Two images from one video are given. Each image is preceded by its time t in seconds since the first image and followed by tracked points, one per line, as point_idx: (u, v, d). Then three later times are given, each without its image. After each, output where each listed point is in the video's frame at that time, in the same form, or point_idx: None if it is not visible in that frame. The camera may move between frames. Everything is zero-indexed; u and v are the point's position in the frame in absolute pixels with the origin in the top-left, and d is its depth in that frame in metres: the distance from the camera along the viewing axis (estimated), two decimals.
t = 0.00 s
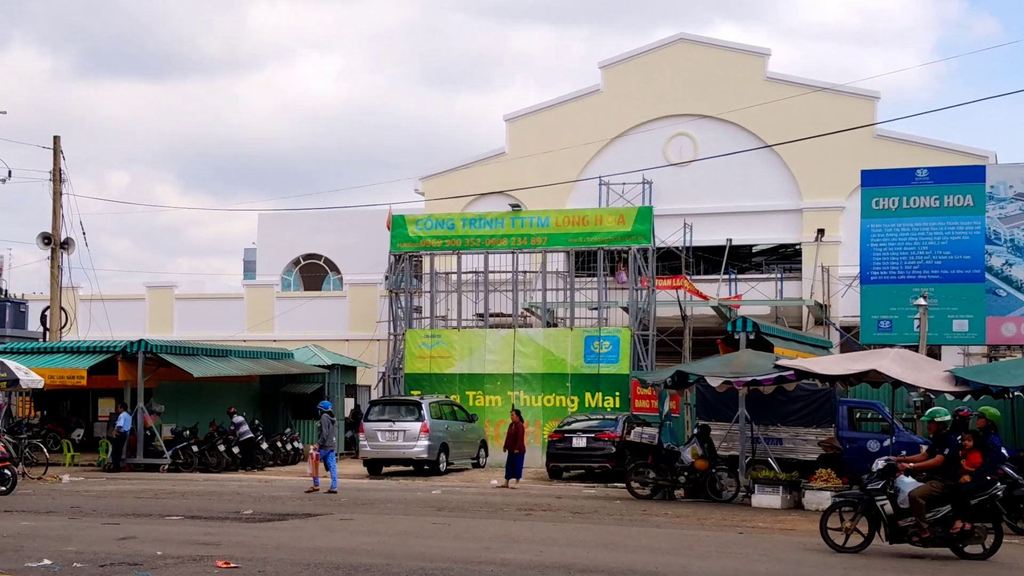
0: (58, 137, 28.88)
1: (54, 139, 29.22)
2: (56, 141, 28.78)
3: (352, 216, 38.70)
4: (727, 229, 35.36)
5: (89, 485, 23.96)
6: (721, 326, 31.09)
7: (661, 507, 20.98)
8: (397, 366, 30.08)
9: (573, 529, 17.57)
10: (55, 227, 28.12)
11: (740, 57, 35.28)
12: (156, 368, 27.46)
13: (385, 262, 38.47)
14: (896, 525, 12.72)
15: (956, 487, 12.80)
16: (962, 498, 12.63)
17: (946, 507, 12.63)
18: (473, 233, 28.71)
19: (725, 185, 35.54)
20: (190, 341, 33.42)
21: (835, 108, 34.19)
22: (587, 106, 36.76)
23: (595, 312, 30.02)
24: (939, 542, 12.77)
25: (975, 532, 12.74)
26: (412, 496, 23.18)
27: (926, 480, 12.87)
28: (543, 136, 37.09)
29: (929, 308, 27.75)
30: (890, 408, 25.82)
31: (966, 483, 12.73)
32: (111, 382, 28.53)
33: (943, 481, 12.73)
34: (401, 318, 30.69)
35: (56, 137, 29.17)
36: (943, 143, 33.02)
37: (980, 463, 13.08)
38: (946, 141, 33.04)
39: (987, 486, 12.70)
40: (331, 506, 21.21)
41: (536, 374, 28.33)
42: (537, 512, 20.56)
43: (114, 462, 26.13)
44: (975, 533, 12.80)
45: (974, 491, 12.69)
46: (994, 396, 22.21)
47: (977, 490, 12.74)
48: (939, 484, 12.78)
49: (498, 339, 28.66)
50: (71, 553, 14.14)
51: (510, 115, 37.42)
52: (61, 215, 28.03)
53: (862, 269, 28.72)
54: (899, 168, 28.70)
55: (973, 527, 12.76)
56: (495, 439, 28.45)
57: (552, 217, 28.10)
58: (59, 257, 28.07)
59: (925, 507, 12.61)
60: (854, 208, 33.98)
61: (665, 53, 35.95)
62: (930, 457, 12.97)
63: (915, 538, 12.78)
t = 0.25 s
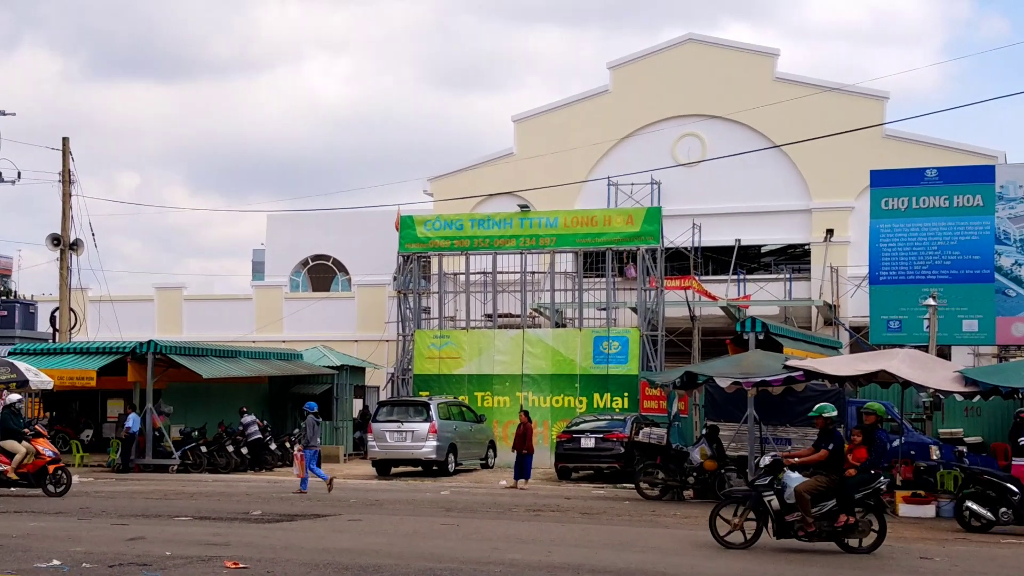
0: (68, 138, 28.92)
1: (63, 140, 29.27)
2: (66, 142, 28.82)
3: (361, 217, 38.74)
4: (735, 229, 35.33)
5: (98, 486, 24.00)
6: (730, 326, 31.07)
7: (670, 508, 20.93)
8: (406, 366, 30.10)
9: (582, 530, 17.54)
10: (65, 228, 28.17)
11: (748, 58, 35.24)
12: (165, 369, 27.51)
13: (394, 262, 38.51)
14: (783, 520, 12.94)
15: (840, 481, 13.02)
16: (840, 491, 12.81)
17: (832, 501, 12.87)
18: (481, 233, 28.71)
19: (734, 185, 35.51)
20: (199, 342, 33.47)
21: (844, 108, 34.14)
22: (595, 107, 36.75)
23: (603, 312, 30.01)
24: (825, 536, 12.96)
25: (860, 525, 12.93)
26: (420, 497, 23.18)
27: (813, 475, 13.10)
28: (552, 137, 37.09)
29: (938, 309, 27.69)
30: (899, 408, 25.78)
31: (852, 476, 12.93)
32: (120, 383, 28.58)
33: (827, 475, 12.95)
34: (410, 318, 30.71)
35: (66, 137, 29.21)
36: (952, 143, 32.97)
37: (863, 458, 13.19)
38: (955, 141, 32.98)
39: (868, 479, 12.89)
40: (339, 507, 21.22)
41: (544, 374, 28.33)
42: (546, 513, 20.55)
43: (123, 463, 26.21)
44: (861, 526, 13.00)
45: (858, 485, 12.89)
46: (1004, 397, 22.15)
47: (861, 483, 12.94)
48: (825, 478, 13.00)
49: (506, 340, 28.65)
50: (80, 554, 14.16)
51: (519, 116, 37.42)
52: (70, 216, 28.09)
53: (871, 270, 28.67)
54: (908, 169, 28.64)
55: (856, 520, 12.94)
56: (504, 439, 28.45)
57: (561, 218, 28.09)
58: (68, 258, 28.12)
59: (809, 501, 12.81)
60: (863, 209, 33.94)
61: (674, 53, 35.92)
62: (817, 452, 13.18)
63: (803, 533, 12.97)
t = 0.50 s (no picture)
0: (77, 139, 28.98)
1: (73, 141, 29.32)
2: (75, 143, 28.87)
3: (369, 218, 38.77)
4: (744, 230, 35.31)
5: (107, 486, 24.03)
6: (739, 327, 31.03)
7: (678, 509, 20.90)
8: (415, 367, 30.11)
9: (591, 530, 17.52)
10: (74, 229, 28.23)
11: (757, 58, 35.22)
12: (174, 369, 27.56)
13: (402, 263, 38.53)
14: (669, 518, 12.72)
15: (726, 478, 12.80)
16: (726, 488, 12.59)
17: (718, 499, 12.68)
18: (490, 234, 28.72)
19: (742, 186, 35.49)
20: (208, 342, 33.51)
21: (853, 109, 34.10)
22: (603, 108, 36.77)
23: (612, 312, 30.00)
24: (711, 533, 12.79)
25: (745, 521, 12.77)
26: (429, 497, 23.17)
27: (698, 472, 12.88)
28: (560, 138, 37.10)
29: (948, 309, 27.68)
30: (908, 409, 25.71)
31: (738, 473, 12.74)
32: (129, 384, 28.63)
33: (714, 473, 12.70)
34: (418, 319, 30.73)
35: (75, 138, 29.27)
36: (962, 143, 32.91)
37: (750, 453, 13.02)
38: (965, 142, 32.92)
39: (754, 476, 12.71)
40: (348, 507, 21.22)
41: (553, 375, 28.31)
42: (554, 514, 20.52)
43: (132, 464, 26.17)
44: (747, 522, 12.87)
45: (744, 482, 12.70)
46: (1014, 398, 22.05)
47: (747, 480, 12.77)
48: (710, 476, 12.77)
49: (514, 341, 28.65)
50: (89, 554, 14.17)
51: (527, 117, 37.45)
52: (80, 217, 28.14)
53: (880, 270, 28.65)
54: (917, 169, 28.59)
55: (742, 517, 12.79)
56: (513, 440, 28.45)
57: (569, 218, 28.08)
58: (78, 258, 28.18)
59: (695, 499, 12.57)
60: (872, 209, 33.89)
61: (682, 54, 35.92)
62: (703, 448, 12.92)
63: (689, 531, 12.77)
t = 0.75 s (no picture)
0: (86, 140, 29.02)
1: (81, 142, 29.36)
2: (84, 144, 28.91)
3: (378, 218, 38.79)
4: (752, 230, 35.26)
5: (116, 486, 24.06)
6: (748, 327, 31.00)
7: (686, 509, 20.89)
8: (423, 368, 30.12)
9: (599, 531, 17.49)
10: (83, 230, 28.28)
11: (765, 58, 35.18)
12: (182, 370, 27.61)
13: (410, 263, 38.54)
14: (557, 515, 13.01)
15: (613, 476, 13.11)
16: (611, 486, 12.88)
17: (605, 496, 12.97)
18: (498, 234, 28.71)
19: (751, 186, 35.44)
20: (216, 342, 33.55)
21: (862, 109, 34.03)
22: (612, 108, 36.75)
23: (620, 313, 29.97)
24: (598, 530, 13.07)
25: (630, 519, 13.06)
26: (437, 498, 23.17)
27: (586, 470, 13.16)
28: (568, 139, 37.08)
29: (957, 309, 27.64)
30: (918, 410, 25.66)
31: (624, 472, 13.04)
32: (138, 384, 28.67)
33: (600, 470, 13.00)
34: (426, 320, 30.75)
35: (84, 139, 29.31)
36: (971, 143, 32.84)
37: (634, 453, 13.32)
38: (974, 142, 32.85)
39: (638, 474, 13.02)
40: (357, 508, 21.22)
41: (561, 376, 28.31)
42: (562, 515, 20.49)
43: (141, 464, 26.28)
44: (633, 521, 13.14)
45: (630, 480, 13.00)
46: None
47: (632, 479, 13.07)
48: (597, 474, 13.06)
49: (523, 341, 28.65)
50: (98, 554, 14.18)
51: (535, 117, 37.43)
52: (89, 217, 28.18)
53: (889, 271, 28.56)
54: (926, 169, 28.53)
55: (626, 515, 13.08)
56: (521, 441, 28.45)
57: (577, 219, 28.06)
58: (87, 259, 28.23)
59: (581, 496, 12.87)
60: (881, 210, 33.82)
61: (691, 54, 35.89)
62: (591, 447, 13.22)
63: (576, 528, 13.05)
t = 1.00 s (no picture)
0: (96, 141, 29.06)
1: (91, 143, 29.39)
2: (94, 145, 28.96)
3: (387, 219, 38.82)
4: (762, 231, 35.23)
5: (126, 487, 24.09)
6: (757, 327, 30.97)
7: (696, 510, 20.86)
8: (432, 368, 30.13)
9: (609, 531, 17.47)
10: (93, 231, 28.33)
11: (775, 58, 35.14)
12: (192, 370, 27.65)
13: (420, 263, 38.57)
14: (427, 511, 12.92)
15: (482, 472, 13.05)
16: (482, 481, 12.82)
17: (472, 492, 12.88)
18: (508, 235, 28.71)
19: (760, 186, 35.42)
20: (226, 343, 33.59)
21: (872, 109, 33.98)
22: (620, 108, 36.75)
23: (630, 313, 29.97)
24: (467, 527, 12.99)
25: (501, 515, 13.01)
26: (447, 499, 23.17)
27: (456, 466, 13.08)
28: (577, 139, 37.08)
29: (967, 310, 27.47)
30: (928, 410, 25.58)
31: (491, 468, 12.95)
32: (148, 384, 28.72)
33: (469, 466, 12.93)
34: (436, 320, 30.78)
35: (94, 140, 29.36)
36: (981, 143, 32.78)
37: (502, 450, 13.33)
38: (984, 142, 32.80)
39: (508, 469, 12.97)
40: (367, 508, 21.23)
41: (571, 376, 28.30)
42: (572, 515, 20.46)
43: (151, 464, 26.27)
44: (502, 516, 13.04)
45: (497, 475, 12.90)
46: None
47: (500, 474, 12.96)
48: (467, 469, 13.00)
49: (532, 342, 28.64)
50: (108, 554, 14.19)
51: (544, 117, 37.42)
52: (98, 219, 28.23)
53: (899, 270, 28.51)
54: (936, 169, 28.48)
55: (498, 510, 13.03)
56: (530, 441, 28.45)
57: (587, 219, 28.04)
58: (96, 260, 28.27)
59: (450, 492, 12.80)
60: (891, 210, 33.79)
61: (700, 54, 35.85)
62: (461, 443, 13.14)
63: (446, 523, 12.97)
